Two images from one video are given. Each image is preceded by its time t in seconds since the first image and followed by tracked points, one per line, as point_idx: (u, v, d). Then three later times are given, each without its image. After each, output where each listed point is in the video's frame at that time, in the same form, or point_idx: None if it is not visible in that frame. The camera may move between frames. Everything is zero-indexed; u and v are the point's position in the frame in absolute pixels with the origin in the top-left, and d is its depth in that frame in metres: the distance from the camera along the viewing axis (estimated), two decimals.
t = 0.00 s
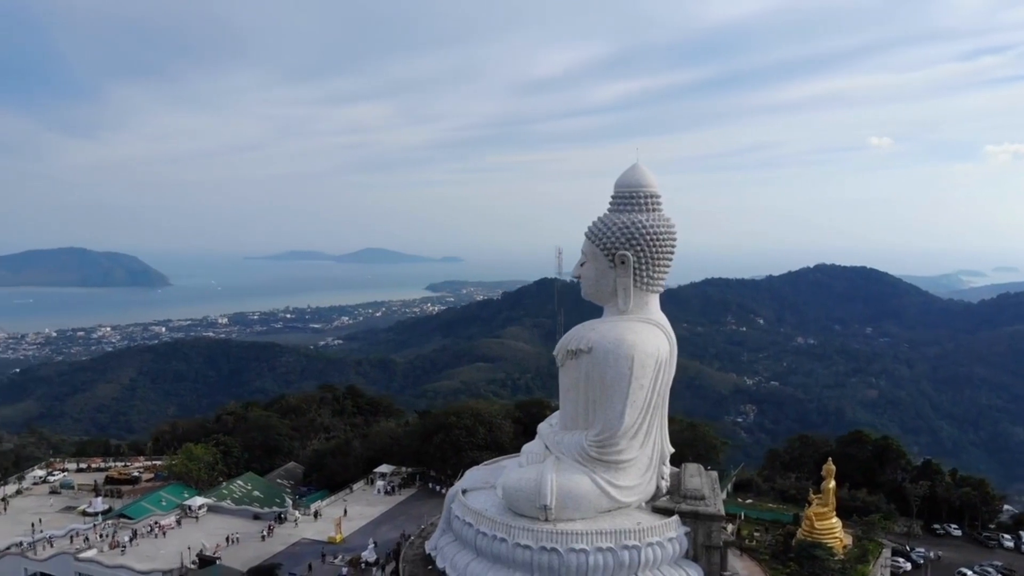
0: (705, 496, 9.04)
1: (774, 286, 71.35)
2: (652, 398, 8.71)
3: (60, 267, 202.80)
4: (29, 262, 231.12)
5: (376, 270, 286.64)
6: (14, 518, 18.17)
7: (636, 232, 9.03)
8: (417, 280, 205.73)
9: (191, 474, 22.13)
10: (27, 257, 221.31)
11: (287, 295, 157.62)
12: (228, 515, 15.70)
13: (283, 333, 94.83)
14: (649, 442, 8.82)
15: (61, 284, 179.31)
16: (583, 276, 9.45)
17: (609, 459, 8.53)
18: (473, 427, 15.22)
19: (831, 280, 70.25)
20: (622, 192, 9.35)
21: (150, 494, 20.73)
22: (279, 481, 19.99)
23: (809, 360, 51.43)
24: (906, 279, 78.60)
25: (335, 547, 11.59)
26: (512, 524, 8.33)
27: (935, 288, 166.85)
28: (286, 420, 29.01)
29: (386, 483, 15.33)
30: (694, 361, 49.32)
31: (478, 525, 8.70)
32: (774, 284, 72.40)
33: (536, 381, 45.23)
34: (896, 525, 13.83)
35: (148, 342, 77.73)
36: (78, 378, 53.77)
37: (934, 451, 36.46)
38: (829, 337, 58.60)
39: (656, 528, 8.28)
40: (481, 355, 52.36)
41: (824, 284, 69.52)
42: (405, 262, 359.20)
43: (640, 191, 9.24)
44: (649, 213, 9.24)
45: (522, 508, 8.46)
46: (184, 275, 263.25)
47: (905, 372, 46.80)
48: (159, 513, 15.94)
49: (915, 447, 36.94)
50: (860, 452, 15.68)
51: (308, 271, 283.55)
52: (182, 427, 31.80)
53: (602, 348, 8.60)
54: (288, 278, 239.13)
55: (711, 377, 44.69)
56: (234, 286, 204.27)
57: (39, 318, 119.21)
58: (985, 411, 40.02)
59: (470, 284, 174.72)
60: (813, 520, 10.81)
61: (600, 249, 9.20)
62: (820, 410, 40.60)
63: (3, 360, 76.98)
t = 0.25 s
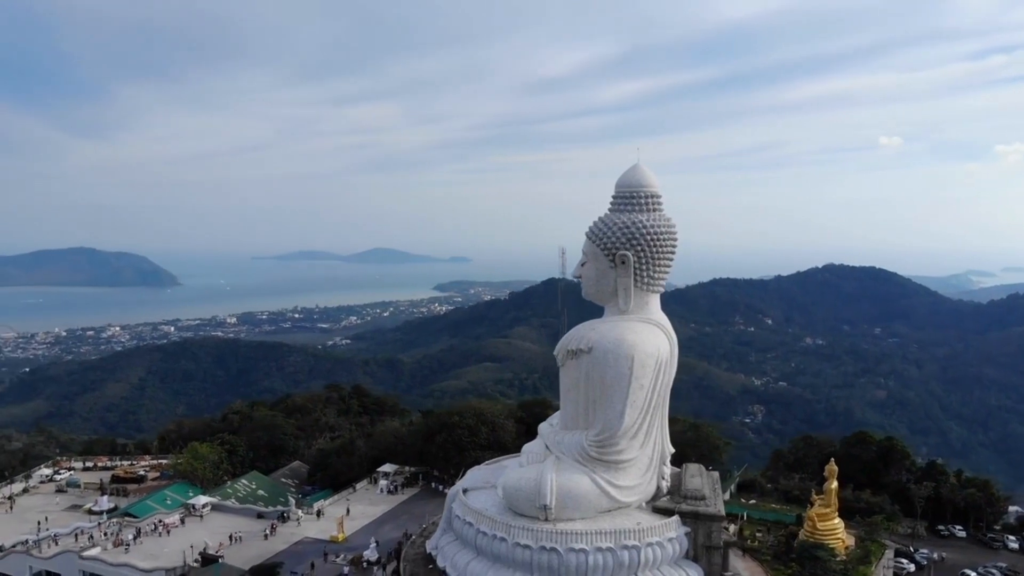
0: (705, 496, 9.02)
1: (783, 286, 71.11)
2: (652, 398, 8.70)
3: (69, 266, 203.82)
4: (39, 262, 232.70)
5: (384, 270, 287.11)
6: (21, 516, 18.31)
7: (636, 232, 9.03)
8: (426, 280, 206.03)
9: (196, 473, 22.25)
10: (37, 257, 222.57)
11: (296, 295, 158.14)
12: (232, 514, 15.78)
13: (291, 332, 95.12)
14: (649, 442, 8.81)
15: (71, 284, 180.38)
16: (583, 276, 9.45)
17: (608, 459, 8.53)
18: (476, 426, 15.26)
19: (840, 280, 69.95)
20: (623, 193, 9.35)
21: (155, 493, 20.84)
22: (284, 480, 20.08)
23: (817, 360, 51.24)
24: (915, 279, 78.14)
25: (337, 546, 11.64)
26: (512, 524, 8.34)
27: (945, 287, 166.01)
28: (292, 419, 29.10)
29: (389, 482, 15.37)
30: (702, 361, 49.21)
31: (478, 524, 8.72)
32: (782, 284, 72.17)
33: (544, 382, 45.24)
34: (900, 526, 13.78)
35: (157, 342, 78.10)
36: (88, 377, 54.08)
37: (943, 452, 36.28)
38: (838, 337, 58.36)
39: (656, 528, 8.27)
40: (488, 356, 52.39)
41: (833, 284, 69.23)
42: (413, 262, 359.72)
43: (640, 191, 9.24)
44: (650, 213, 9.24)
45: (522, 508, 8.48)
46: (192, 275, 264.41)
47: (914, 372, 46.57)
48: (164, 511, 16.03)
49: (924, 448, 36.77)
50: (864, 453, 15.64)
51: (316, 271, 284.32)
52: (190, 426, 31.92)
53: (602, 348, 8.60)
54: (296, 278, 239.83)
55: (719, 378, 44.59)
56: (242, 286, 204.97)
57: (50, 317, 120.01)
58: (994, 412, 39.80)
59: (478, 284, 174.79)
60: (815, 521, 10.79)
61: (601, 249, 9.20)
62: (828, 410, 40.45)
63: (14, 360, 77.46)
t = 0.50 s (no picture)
0: (706, 497, 9.00)
1: (793, 287, 70.78)
2: (652, 398, 8.69)
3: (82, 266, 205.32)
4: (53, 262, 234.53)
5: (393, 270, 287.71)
6: (29, 514, 18.47)
7: (636, 232, 9.03)
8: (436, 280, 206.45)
9: (202, 472, 22.40)
10: (51, 256, 224.59)
11: (307, 295, 158.75)
12: (237, 512, 15.87)
13: (302, 332, 95.50)
14: (649, 442, 8.80)
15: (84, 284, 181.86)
16: (584, 276, 9.46)
17: (608, 458, 8.53)
18: (479, 426, 15.29)
19: (852, 280, 69.56)
20: (623, 193, 9.35)
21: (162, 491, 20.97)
22: (290, 479, 20.17)
23: (828, 361, 50.98)
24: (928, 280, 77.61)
25: (340, 544, 11.69)
26: (512, 523, 8.36)
27: (957, 288, 165.16)
28: (299, 419, 29.22)
29: (393, 481, 15.41)
30: (711, 362, 49.05)
31: (479, 524, 8.74)
32: (793, 284, 71.87)
33: (553, 382, 45.24)
34: (905, 527, 13.69)
35: (169, 341, 78.59)
36: (100, 376, 54.49)
37: (955, 454, 36.04)
38: (850, 338, 58.04)
39: (656, 528, 8.27)
40: (498, 356, 52.44)
41: (844, 285, 68.85)
42: (422, 262, 360.38)
43: (641, 191, 9.24)
44: (651, 213, 9.24)
45: (522, 507, 8.49)
46: (203, 275, 265.87)
47: (926, 373, 46.27)
48: (170, 509, 16.14)
49: (935, 450, 36.54)
50: (870, 454, 15.56)
51: (326, 271, 285.25)
52: (199, 425, 32.08)
53: (602, 348, 8.60)
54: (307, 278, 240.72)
55: (729, 379, 44.46)
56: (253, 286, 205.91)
57: (64, 317, 121.08)
58: (1007, 413, 39.49)
59: (488, 284, 174.96)
60: (818, 522, 10.75)
61: (601, 249, 9.20)
62: (839, 411, 40.25)
63: (28, 359, 78.11)
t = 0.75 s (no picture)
0: (706, 497, 8.98)
1: (804, 287, 70.44)
2: (652, 398, 8.69)
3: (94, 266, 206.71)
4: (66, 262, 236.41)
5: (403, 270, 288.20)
6: (38, 512, 18.64)
7: (637, 232, 9.03)
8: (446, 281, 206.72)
9: (209, 471, 22.54)
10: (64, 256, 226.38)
11: (318, 295, 159.24)
12: (241, 511, 15.97)
13: (313, 332, 95.83)
14: (650, 442, 8.80)
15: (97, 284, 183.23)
16: (585, 276, 9.47)
17: (608, 458, 8.53)
18: (482, 425, 15.31)
19: (863, 281, 69.15)
20: (624, 193, 9.35)
21: (169, 490, 21.11)
22: (296, 478, 20.25)
23: (839, 362, 50.72)
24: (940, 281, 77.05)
25: (343, 543, 11.73)
26: (511, 523, 8.37)
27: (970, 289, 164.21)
28: (306, 418, 29.33)
29: (397, 480, 15.44)
30: (721, 362, 48.89)
31: (479, 523, 8.77)
32: (804, 284, 71.55)
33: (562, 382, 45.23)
34: (910, 529, 13.61)
35: (181, 341, 79.08)
36: (112, 375, 54.87)
37: (967, 456, 35.79)
38: (861, 339, 57.72)
39: (656, 528, 8.26)
40: (507, 356, 52.45)
41: (856, 285, 68.47)
42: (431, 262, 360.99)
43: (642, 191, 9.23)
44: (651, 213, 9.24)
45: (522, 507, 8.50)
46: (214, 275, 267.21)
47: (938, 374, 45.96)
48: (175, 508, 16.25)
49: (947, 451, 36.31)
50: (875, 455, 15.47)
51: (335, 271, 286.08)
52: (207, 424, 32.22)
53: (602, 348, 8.60)
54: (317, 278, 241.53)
55: (739, 379, 44.31)
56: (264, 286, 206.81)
57: (77, 316, 122.00)
58: (1019, 415, 39.18)
59: (497, 284, 175.00)
60: (820, 523, 10.71)
61: (602, 249, 9.20)
62: (850, 413, 40.04)
63: (41, 358, 78.76)
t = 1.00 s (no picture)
0: (707, 497, 8.97)
1: (816, 287, 70.09)
2: (653, 398, 8.67)
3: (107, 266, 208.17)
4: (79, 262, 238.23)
5: (413, 271, 288.74)
6: (46, 509, 18.79)
7: (637, 232, 9.03)
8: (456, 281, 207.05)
9: (216, 469, 22.69)
10: (77, 257, 228.16)
11: (328, 295, 159.83)
12: (247, 509, 16.04)
13: (324, 331, 96.19)
14: (650, 442, 8.79)
15: (110, 284, 184.62)
16: (586, 276, 9.46)
17: (608, 459, 8.53)
18: (486, 425, 15.34)
19: (875, 281, 68.74)
20: (625, 192, 9.35)
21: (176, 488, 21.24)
22: (302, 477, 20.33)
23: (851, 363, 50.46)
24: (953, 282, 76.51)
25: (346, 542, 11.78)
26: (512, 522, 8.38)
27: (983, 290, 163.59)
28: (314, 417, 29.45)
29: (401, 480, 15.47)
30: (731, 363, 48.70)
31: (479, 522, 8.79)
32: (815, 285, 71.20)
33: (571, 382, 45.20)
34: (916, 531, 13.53)
35: (193, 340, 79.61)
36: (124, 374, 55.26)
37: (980, 458, 35.56)
38: (873, 340, 57.35)
39: (656, 528, 8.26)
40: (517, 356, 52.44)
41: (867, 286, 68.07)
42: (441, 262, 361.87)
43: (643, 191, 9.23)
44: (653, 213, 9.23)
45: (523, 507, 8.51)
46: (225, 275, 268.52)
47: (950, 375, 45.64)
48: (182, 506, 16.35)
49: (959, 453, 36.06)
50: (881, 457, 15.40)
51: (346, 271, 287.00)
52: (216, 423, 32.37)
53: (602, 348, 8.60)
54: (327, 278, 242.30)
55: (749, 380, 44.14)
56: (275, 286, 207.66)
57: (90, 316, 122.93)
58: None
59: (507, 284, 175.03)
60: (823, 524, 10.66)
61: (602, 249, 9.20)
62: (861, 414, 39.81)
63: (55, 357, 79.38)
